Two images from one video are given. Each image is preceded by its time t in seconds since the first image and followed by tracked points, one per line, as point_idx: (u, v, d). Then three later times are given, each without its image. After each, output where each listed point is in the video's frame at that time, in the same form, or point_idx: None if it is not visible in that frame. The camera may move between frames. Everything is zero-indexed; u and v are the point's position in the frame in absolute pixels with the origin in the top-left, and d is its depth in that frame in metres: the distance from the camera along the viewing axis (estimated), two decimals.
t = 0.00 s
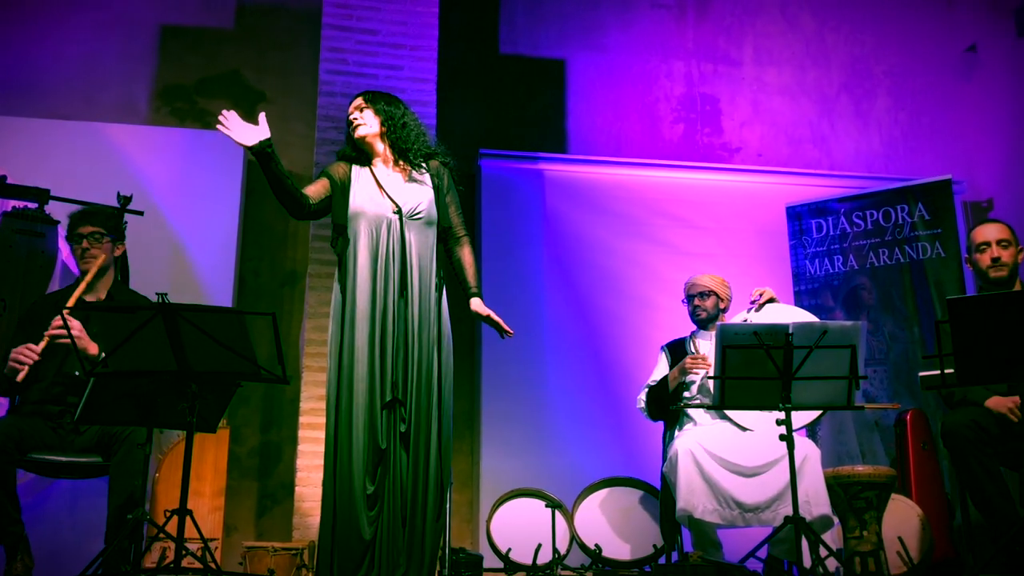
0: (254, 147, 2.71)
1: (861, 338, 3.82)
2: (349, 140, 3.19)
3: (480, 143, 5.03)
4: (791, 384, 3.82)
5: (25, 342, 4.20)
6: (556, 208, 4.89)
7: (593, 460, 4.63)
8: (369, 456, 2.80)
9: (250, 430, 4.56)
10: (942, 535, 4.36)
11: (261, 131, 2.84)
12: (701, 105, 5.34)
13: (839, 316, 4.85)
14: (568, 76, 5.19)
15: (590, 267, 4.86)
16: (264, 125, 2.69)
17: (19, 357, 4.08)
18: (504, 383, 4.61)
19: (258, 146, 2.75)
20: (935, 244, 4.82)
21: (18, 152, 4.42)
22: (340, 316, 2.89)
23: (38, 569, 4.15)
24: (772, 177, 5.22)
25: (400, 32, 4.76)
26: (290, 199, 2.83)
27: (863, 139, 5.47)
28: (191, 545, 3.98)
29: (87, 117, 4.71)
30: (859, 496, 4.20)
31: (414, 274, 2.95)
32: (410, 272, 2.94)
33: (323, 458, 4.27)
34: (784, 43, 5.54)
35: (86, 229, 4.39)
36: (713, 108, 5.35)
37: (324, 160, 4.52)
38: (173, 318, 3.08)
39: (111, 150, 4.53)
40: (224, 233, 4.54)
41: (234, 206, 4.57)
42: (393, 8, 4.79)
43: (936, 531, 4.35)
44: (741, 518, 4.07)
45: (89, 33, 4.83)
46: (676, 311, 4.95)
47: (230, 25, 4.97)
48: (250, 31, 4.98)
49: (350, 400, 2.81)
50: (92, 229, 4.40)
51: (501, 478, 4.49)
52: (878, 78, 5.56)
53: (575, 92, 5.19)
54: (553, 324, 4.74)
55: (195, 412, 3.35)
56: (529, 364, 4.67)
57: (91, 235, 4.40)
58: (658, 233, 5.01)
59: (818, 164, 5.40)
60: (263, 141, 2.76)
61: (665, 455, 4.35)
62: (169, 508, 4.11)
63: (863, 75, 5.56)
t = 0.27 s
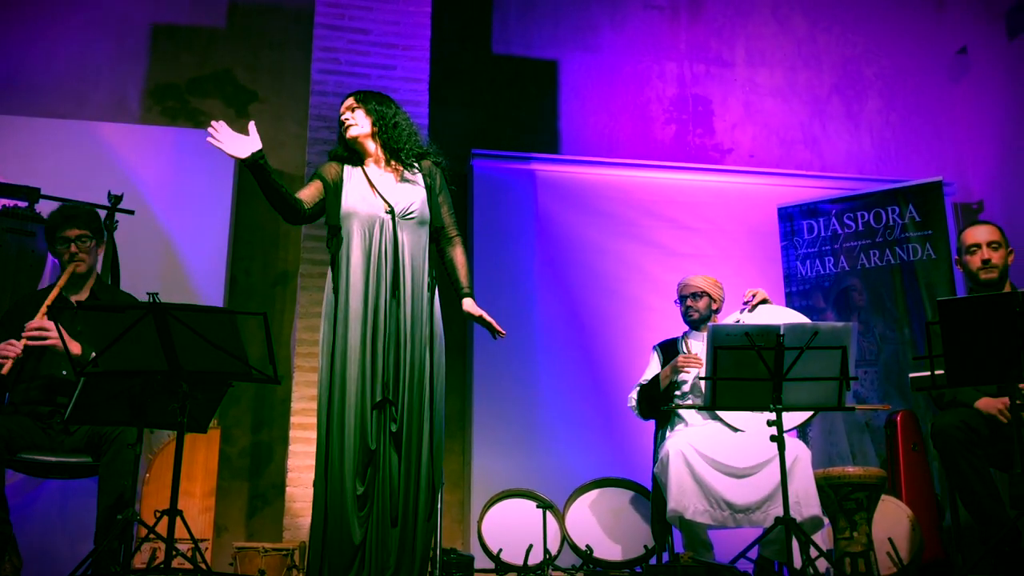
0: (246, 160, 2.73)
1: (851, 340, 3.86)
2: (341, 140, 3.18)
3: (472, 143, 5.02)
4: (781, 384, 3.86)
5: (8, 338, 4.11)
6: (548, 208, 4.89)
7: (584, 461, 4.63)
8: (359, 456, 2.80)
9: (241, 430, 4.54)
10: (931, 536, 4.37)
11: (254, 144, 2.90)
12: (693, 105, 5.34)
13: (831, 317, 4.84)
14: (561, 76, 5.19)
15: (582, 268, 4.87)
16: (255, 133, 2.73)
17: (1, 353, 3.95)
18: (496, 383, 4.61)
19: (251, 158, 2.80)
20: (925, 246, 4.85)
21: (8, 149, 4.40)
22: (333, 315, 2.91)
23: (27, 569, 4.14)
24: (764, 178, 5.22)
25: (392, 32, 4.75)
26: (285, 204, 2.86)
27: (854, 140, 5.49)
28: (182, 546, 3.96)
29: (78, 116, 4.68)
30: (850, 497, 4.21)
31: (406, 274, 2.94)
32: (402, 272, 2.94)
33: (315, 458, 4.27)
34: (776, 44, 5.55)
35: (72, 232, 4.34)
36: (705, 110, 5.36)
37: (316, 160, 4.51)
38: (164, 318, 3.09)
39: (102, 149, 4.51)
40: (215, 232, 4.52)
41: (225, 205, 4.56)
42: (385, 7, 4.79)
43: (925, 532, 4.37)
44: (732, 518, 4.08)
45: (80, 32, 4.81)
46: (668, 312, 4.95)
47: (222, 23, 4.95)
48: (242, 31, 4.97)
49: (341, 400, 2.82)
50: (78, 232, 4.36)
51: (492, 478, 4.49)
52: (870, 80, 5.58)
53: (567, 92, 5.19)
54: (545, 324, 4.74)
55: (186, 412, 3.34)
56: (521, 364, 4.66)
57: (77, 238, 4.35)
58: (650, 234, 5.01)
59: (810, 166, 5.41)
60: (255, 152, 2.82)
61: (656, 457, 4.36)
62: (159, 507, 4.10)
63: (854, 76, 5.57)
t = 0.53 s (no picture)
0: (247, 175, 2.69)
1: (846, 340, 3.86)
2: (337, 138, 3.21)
3: (467, 143, 5.02)
4: (776, 384, 3.86)
5: None
6: (543, 208, 4.90)
7: (579, 461, 4.63)
8: (351, 455, 2.80)
9: (235, 429, 4.53)
10: (924, 535, 4.38)
11: (252, 162, 2.84)
12: (688, 106, 5.35)
13: (824, 317, 4.87)
14: (556, 77, 5.19)
15: (576, 267, 4.87)
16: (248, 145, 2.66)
17: None
18: (490, 383, 4.61)
19: (248, 173, 2.72)
20: (919, 246, 4.84)
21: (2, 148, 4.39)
22: (327, 314, 2.90)
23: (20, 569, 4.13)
24: (758, 178, 5.23)
25: (387, 32, 4.75)
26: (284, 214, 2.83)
27: (849, 141, 5.50)
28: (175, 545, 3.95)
29: (72, 115, 4.68)
30: (844, 497, 4.22)
31: (401, 272, 2.94)
32: (396, 270, 2.94)
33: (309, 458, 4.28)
34: (771, 45, 5.56)
35: (65, 233, 4.33)
36: (699, 110, 5.37)
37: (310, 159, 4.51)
38: (157, 316, 3.08)
39: (95, 148, 4.50)
40: (209, 231, 4.52)
41: (219, 204, 4.55)
42: (380, 7, 4.78)
43: (918, 533, 4.37)
44: (726, 518, 4.08)
45: (74, 31, 4.80)
46: (663, 311, 4.95)
47: (217, 22, 4.95)
48: (237, 30, 4.96)
49: (334, 399, 2.81)
50: (71, 232, 4.34)
51: (486, 478, 4.49)
52: (864, 81, 5.59)
53: (562, 92, 5.19)
54: (539, 324, 4.74)
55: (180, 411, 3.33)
56: (515, 364, 4.67)
57: (71, 238, 4.33)
58: (644, 234, 5.02)
59: (804, 166, 5.42)
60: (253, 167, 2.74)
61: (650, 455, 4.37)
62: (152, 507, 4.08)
63: (849, 77, 5.58)
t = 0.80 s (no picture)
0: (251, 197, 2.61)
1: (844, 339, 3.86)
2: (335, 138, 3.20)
3: (465, 141, 5.02)
4: (773, 383, 3.86)
5: None
6: (541, 207, 4.89)
7: (577, 460, 4.63)
8: (350, 453, 2.80)
9: (232, 428, 4.53)
10: (922, 534, 4.37)
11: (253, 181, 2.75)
12: (686, 105, 5.35)
13: (821, 315, 4.86)
14: (553, 75, 5.19)
15: (574, 266, 4.87)
16: (250, 166, 2.54)
17: None
18: (488, 382, 4.61)
19: (251, 193, 2.64)
20: (916, 245, 4.85)
21: None
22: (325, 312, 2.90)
23: (17, 568, 4.13)
24: (755, 177, 5.24)
25: (385, 30, 4.75)
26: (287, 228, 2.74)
27: (846, 139, 5.51)
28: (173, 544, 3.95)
29: (68, 114, 4.68)
30: (841, 495, 4.23)
31: (399, 270, 2.94)
32: (395, 268, 2.94)
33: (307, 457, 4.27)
34: (768, 44, 5.56)
35: (62, 236, 4.35)
36: (697, 109, 5.37)
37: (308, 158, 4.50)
38: (154, 315, 3.09)
39: (91, 146, 4.49)
40: (206, 230, 4.51)
41: (216, 203, 4.55)
42: (378, 5, 4.78)
43: (915, 531, 4.37)
44: (724, 516, 4.08)
45: (71, 29, 4.79)
46: (660, 310, 4.96)
47: (214, 21, 4.94)
48: (234, 29, 4.95)
49: (333, 398, 2.81)
50: (68, 234, 4.36)
51: (484, 476, 4.49)
52: (861, 80, 5.59)
53: (560, 91, 5.19)
54: (538, 324, 4.74)
55: (176, 410, 3.34)
56: (513, 363, 4.67)
57: (67, 241, 4.36)
58: (643, 233, 5.02)
59: (801, 165, 5.43)
60: (256, 189, 2.66)
61: (648, 453, 4.38)
62: (150, 506, 4.08)
63: (846, 76, 5.58)
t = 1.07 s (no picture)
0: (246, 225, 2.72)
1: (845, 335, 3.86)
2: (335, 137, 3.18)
3: (468, 139, 5.01)
4: (775, 380, 3.84)
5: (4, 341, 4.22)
6: (543, 205, 4.89)
7: (577, 459, 4.64)
8: (356, 453, 2.79)
9: (233, 426, 4.53)
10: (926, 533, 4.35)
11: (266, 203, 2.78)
12: (687, 102, 5.35)
13: (824, 313, 4.90)
14: (554, 74, 5.20)
15: (576, 264, 4.87)
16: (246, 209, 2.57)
17: None
18: (490, 380, 4.61)
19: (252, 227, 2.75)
20: (918, 242, 4.83)
21: None
22: (330, 312, 2.90)
23: (19, 569, 4.04)
24: (757, 174, 5.25)
25: (386, 28, 4.74)
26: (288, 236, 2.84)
27: (846, 137, 5.53)
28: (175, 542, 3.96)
29: (68, 113, 4.68)
30: (843, 492, 4.24)
31: (403, 268, 2.95)
32: (398, 266, 2.95)
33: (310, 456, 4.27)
34: (769, 42, 5.56)
35: (65, 237, 4.35)
36: (698, 107, 5.37)
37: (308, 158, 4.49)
38: (155, 313, 3.09)
39: (93, 145, 4.49)
40: (208, 230, 4.51)
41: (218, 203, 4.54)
42: (379, 3, 4.77)
43: (919, 529, 4.35)
44: (726, 514, 4.09)
45: (72, 30, 4.79)
46: (663, 308, 4.97)
47: (216, 21, 4.94)
48: (235, 28, 4.95)
49: (338, 396, 2.81)
50: (71, 235, 4.36)
51: (486, 474, 4.50)
52: (862, 77, 5.61)
53: (562, 90, 5.19)
54: (539, 322, 4.75)
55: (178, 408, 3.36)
56: (514, 362, 4.67)
57: (71, 241, 4.37)
58: (644, 231, 5.02)
59: (801, 163, 5.47)
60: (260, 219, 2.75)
61: (649, 450, 4.38)
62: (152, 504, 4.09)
63: (847, 74, 5.59)
